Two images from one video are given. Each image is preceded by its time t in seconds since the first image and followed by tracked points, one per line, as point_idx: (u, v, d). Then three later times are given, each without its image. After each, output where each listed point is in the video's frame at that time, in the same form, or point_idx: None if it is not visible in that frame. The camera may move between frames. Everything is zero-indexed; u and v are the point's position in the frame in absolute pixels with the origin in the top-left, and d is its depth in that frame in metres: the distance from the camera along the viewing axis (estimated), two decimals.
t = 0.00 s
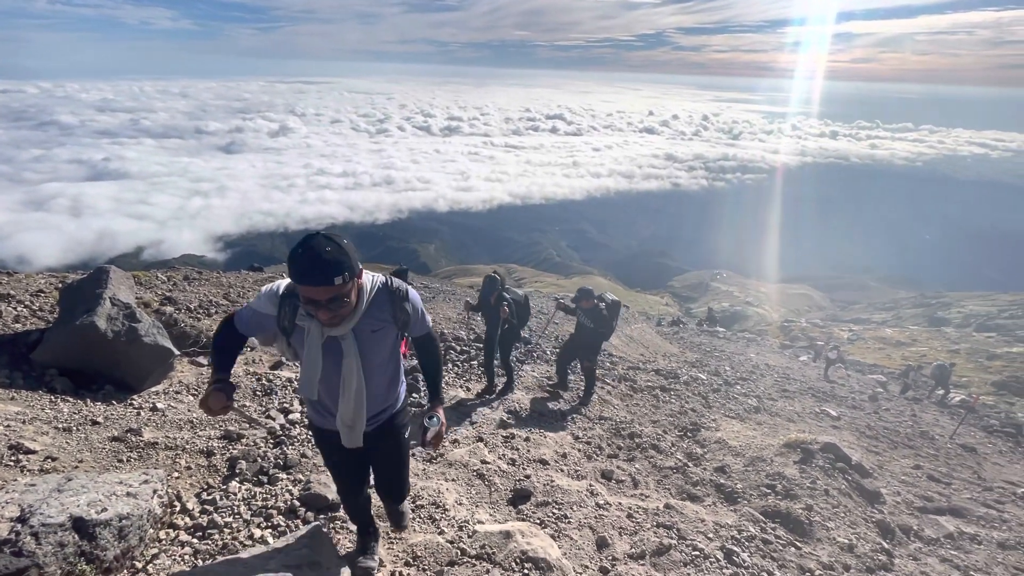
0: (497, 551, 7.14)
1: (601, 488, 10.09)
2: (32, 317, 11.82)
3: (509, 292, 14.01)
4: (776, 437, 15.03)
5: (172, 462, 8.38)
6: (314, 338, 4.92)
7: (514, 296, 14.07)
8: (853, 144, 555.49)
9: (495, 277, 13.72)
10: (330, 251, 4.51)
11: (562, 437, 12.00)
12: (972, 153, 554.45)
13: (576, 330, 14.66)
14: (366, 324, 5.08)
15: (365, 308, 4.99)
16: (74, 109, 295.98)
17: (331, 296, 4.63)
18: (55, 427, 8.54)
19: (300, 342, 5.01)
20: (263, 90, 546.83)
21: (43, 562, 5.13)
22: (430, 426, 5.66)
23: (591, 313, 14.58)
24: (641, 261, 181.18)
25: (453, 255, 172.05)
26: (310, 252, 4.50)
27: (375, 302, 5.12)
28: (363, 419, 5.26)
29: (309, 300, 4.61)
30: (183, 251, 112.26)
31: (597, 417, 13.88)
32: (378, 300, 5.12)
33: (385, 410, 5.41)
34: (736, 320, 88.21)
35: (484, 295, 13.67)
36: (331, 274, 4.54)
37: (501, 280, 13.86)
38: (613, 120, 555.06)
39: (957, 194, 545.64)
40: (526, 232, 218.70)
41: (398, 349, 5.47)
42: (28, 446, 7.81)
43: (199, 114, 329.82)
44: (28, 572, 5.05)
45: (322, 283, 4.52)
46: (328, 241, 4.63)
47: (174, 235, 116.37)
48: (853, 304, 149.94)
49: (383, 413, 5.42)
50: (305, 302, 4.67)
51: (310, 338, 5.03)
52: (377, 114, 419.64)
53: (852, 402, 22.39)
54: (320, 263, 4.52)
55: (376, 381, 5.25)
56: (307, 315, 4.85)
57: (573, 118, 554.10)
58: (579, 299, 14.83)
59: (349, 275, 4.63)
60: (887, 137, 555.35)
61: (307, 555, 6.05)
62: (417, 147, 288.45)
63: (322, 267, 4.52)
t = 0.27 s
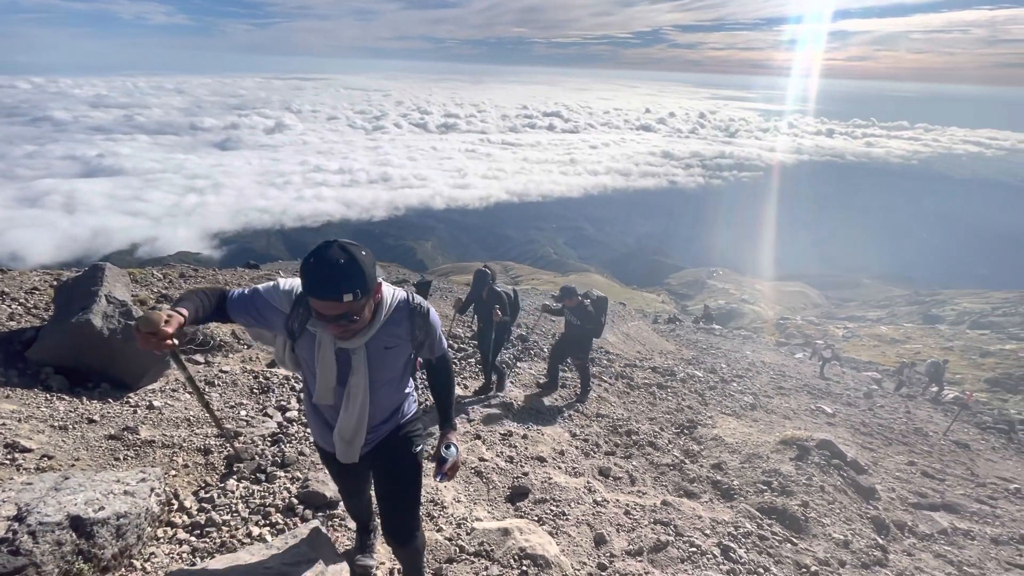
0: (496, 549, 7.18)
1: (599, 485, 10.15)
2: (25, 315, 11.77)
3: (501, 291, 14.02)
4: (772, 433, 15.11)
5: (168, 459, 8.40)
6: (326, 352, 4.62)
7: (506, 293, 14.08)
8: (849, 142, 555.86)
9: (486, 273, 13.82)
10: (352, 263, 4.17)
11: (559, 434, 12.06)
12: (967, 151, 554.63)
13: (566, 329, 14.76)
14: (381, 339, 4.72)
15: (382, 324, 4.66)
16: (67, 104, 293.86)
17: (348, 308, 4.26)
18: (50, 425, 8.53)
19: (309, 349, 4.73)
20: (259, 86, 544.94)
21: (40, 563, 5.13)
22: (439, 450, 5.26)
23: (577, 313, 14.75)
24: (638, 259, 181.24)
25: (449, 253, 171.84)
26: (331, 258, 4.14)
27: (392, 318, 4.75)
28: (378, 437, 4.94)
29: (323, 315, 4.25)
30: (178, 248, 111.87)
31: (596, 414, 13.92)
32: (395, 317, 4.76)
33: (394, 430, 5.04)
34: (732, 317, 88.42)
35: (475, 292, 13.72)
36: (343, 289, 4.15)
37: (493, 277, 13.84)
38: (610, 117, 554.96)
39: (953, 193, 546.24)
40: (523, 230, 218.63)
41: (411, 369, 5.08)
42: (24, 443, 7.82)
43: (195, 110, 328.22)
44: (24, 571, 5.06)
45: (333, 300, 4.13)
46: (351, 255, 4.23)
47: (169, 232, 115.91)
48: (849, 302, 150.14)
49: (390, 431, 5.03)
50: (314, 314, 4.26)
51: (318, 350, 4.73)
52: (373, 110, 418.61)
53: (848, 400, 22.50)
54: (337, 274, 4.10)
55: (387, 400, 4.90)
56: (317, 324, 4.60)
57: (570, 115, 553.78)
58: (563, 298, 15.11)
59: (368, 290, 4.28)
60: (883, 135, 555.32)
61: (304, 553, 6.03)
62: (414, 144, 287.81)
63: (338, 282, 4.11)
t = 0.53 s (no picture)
0: (495, 548, 7.19)
1: (596, 484, 10.17)
2: (22, 314, 11.73)
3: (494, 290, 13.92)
4: (769, 432, 15.17)
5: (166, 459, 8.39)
6: (332, 353, 4.10)
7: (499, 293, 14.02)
8: (846, 141, 556.11)
9: (479, 273, 13.77)
10: (362, 258, 3.62)
11: (556, 433, 12.09)
12: (964, 151, 555.00)
13: (552, 326, 14.81)
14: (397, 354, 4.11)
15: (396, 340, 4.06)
16: (63, 102, 292.54)
17: (353, 311, 3.72)
18: (47, 425, 8.53)
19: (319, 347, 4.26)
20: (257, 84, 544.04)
21: (38, 562, 5.16)
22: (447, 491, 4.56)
23: (562, 309, 14.85)
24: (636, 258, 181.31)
25: (447, 252, 171.71)
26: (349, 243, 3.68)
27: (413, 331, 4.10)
28: (374, 466, 4.32)
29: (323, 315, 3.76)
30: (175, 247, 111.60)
31: (594, 413, 13.95)
32: (418, 333, 4.13)
33: (402, 461, 4.40)
34: (730, 316, 88.54)
35: (470, 292, 13.60)
36: (348, 287, 3.62)
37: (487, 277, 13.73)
38: (608, 117, 554.91)
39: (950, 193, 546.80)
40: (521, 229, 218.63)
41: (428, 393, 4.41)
42: (20, 444, 7.80)
43: (192, 108, 327.43)
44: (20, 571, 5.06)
45: (336, 299, 3.62)
46: (364, 247, 3.68)
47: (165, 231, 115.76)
48: (846, 302, 150.33)
49: (402, 454, 4.44)
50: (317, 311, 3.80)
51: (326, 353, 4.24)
52: (371, 109, 417.86)
53: (844, 399, 22.58)
54: (339, 268, 3.59)
55: (397, 425, 4.29)
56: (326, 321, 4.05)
57: (568, 114, 553.57)
58: (544, 297, 15.19)
59: (379, 295, 3.72)
60: (880, 135, 555.30)
61: (303, 555, 6.00)
62: (412, 143, 287.48)
63: (340, 277, 3.59)
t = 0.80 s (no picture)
0: (493, 549, 7.19)
1: (595, 485, 10.12)
2: (20, 314, 11.73)
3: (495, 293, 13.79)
4: (767, 434, 15.16)
5: (163, 459, 8.38)
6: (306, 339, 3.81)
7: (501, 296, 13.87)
8: (846, 142, 557.73)
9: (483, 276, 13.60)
10: (313, 233, 3.23)
11: (555, 434, 12.09)
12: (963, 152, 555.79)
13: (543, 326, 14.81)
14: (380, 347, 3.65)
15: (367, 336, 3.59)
16: (61, 101, 291.85)
17: (314, 296, 3.35)
18: (43, 425, 8.51)
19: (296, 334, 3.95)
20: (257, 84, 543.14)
21: (33, 562, 5.12)
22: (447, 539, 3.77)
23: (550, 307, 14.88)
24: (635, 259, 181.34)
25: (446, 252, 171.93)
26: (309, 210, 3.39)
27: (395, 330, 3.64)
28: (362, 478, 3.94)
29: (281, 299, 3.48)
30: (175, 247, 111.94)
31: (592, 414, 13.95)
32: (406, 329, 3.67)
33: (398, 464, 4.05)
34: (729, 317, 88.65)
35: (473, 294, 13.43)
36: (304, 268, 3.24)
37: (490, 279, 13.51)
38: (607, 118, 555.10)
39: (948, 194, 547.32)
40: (520, 230, 218.92)
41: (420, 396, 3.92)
42: (16, 444, 7.79)
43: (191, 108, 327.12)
44: (15, 570, 5.04)
45: (292, 280, 3.25)
46: (321, 222, 3.29)
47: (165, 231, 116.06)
48: (845, 303, 150.40)
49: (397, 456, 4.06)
50: (279, 298, 3.52)
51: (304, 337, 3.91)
52: (370, 109, 417.45)
53: (843, 399, 22.61)
54: (288, 243, 3.25)
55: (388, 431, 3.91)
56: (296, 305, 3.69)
57: (568, 114, 553.47)
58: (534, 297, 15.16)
59: (342, 279, 3.31)
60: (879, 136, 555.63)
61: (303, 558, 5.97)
62: (411, 143, 287.40)
63: (288, 255, 3.23)
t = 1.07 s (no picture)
0: (492, 552, 7.17)
1: (595, 487, 10.11)
2: (21, 314, 11.70)
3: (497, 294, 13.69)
4: (768, 436, 15.13)
5: (163, 460, 8.38)
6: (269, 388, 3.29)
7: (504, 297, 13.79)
8: (847, 145, 558.15)
9: (487, 276, 13.51)
10: (243, 270, 2.70)
11: (555, 435, 12.09)
12: (964, 156, 555.77)
13: (540, 328, 14.72)
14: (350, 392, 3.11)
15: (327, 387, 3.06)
16: (64, 101, 292.18)
17: (254, 342, 2.81)
18: (43, 425, 8.50)
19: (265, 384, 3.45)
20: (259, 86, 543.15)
21: (31, 565, 5.11)
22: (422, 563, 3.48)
23: (545, 309, 14.84)
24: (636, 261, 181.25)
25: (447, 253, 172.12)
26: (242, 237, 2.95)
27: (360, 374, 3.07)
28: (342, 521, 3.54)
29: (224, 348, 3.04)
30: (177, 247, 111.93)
31: (592, 416, 13.93)
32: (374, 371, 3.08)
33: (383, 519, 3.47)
34: (730, 320, 88.61)
35: (475, 297, 13.32)
36: (237, 309, 2.74)
37: (495, 282, 13.40)
38: (609, 119, 555.06)
39: (949, 197, 547.64)
40: (521, 232, 218.83)
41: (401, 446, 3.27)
42: (15, 445, 7.78)
43: (193, 110, 327.47)
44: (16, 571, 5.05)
45: (225, 325, 2.77)
46: (256, 252, 2.79)
47: (167, 232, 116.10)
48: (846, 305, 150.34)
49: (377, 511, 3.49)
50: (221, 343, 3.01)
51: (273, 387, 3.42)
52: (372, 110, 417.73)
53: (844, 402, 22.59)
54: (217, 282, 2.72)
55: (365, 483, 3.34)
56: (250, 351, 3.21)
57: (569, 116, 553.62)
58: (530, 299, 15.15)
59: (284, 319, 2.76)
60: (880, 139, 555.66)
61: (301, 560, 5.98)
62: (413, 145, 287.61)
63: (218, 296, 2.72)
